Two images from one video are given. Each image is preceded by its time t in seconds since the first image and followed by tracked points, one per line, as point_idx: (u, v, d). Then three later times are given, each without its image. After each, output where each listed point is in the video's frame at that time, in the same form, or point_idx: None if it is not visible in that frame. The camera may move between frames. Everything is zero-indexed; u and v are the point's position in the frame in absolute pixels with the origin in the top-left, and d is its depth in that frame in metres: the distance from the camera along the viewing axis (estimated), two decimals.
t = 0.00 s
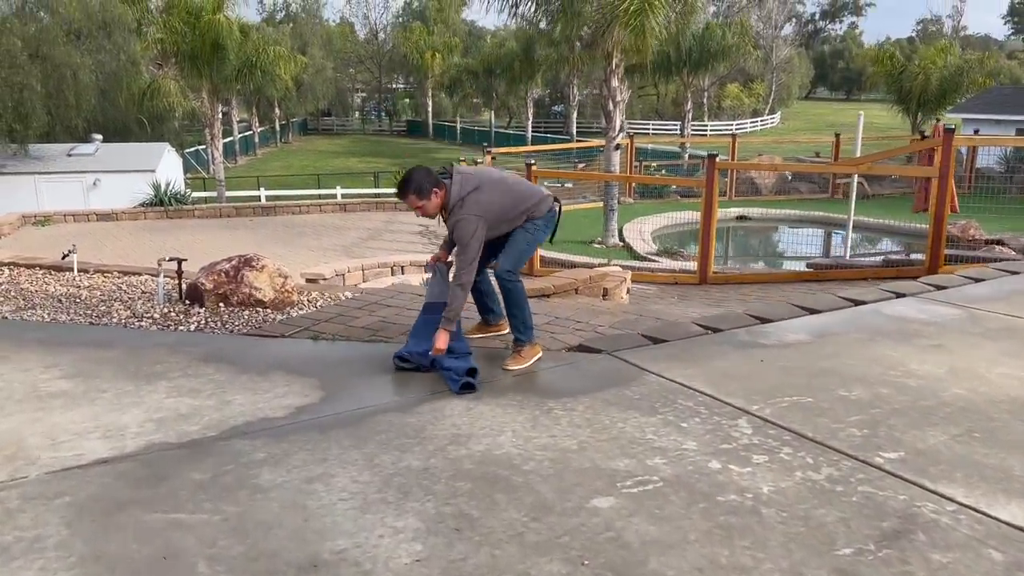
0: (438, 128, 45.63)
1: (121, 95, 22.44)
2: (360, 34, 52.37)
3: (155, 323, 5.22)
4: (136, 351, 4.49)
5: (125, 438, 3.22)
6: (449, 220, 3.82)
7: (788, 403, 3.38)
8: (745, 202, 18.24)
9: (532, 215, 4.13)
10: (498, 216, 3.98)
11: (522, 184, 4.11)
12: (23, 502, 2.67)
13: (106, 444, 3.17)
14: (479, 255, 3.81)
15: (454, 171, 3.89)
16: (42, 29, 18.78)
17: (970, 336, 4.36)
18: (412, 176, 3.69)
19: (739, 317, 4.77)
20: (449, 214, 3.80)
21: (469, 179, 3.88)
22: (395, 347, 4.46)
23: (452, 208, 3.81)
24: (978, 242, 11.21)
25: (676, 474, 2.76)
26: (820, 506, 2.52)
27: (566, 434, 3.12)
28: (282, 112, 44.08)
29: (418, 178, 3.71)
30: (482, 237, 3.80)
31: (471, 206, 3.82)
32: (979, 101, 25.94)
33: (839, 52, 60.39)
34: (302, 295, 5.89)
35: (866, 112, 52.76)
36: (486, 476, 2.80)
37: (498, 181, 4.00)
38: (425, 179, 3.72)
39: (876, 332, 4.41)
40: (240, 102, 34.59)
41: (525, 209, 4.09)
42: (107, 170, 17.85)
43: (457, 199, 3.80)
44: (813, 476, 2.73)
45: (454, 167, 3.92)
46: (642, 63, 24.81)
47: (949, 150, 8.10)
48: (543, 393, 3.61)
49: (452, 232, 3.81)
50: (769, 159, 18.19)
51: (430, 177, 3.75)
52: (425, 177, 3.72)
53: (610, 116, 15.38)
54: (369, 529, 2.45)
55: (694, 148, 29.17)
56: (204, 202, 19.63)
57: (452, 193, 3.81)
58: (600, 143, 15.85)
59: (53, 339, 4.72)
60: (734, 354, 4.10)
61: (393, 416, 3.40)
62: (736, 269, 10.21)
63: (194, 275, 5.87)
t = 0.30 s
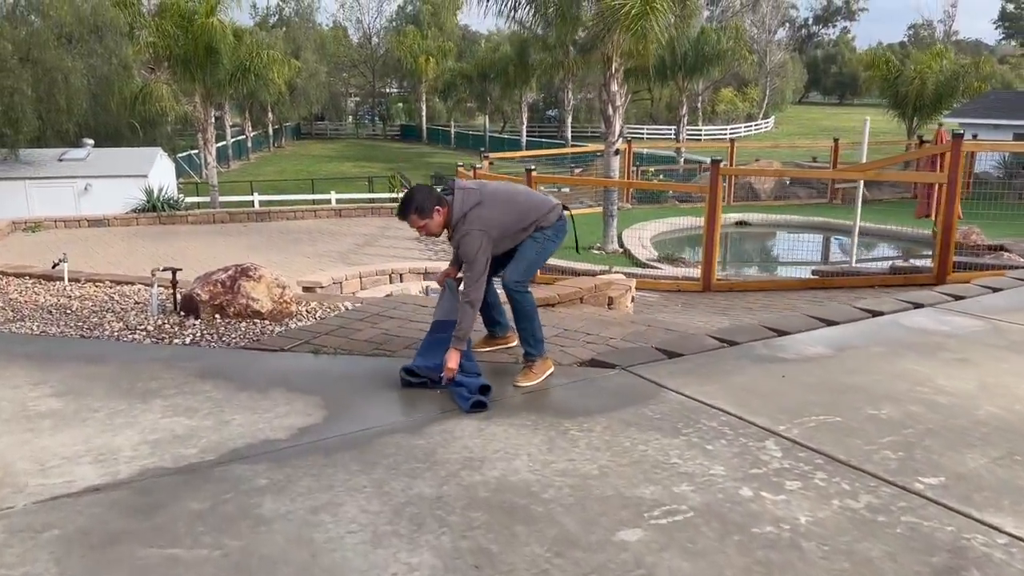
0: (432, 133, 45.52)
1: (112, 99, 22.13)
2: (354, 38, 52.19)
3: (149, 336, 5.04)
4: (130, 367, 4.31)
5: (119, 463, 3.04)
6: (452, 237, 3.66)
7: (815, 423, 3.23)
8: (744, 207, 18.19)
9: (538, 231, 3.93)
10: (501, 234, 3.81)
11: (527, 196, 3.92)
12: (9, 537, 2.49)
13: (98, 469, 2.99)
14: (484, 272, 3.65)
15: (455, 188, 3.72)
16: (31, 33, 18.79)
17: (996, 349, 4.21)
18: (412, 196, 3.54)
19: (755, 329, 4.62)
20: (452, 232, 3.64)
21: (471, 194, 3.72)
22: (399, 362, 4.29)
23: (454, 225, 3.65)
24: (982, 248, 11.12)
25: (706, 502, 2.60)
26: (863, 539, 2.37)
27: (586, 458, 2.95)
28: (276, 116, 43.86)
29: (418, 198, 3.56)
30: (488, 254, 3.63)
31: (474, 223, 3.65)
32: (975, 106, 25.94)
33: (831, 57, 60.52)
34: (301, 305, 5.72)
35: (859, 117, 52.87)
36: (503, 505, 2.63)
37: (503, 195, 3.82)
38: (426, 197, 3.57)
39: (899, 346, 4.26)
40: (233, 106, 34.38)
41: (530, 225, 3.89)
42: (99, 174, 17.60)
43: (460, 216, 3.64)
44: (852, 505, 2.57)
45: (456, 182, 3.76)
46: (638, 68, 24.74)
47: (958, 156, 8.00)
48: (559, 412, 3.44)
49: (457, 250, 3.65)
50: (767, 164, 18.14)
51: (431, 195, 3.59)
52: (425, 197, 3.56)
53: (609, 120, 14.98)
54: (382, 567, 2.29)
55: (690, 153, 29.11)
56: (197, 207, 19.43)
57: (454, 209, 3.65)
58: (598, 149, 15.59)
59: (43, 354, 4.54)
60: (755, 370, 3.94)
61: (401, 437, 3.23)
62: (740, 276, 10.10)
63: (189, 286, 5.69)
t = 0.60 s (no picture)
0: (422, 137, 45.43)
1: (99, 103, 21.83)
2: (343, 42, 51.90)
3: (135, 349, 4.83)
4: (114, 383, 4.10)
5: (102, 490, 2.84)
6: (462, 190, 3.53)
7: (842, 443, 3.06)
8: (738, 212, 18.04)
9: (552, 193, 3.78)
10: (515, 190, 3.66)
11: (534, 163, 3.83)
12: None
13: (80, 497, 2.79)
14: (505, 218, 3.49)
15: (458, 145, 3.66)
16: (14, 36, 18.51)
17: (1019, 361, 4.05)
18: (413, 145, 3.47)
19: (767, 340, 4.45)
20: (462, 179, 3.53)
21: (475, 147, 3.63)
22: (399, 376, 4.10)
23: (463, 175, 3.53)
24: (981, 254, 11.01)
25: (736, 533, 2.43)
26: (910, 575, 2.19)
27: (603, 484, 2.77)
28: (265, 121, 43.58)
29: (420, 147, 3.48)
30: (504, 196, 3.50)
31: (482, 169, 3.53)
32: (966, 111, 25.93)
33: (819, 61, 60.78)
34: (294, 316, 5.51)
35: (848, 122, 53.03)
36: (518, 537, 2.44)
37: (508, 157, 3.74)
38: (429, 147, 3.49)
39: (919, 358, 4.10)
40: (222, 111, 34.11)
41: (543, 189, 3.75)
42: (85, 179, 17.33)
43: (466, 166, 3.55)
44: (892, 535, 2.40)
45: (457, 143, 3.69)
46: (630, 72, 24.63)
47: (962, 161, 7.89)
48: (571, 433, 3.25)
49: (469, 200, 3.51)
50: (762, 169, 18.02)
51: (434, 146, 3.52)
52: (428, 146, 3.49)
53: (602, 125, 14.24)
54: None
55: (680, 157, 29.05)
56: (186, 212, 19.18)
57: (461, 159, 3.56)
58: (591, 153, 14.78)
59: (23, 370, 4.32)
60: (772, 385, 3.77)
61: (406, 459, 3.04)
62: (739, 281, 9.97)
63: (178, 296, 5.48)
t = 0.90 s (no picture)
0: (410, 143, 45.26)
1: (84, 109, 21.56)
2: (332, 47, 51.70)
3: (122, 366, 4.64)
4: (100, 403, 3.90)
5: (88, 524, 2.65)
6: (465, 150, 3.46)
7: (872, 467, 2.90)
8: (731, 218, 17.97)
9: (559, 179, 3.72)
10: (522, 164, 3.58)
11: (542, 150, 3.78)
12: None
13: (64, 532, 2.60)
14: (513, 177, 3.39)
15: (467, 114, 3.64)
16: (2, 41, 19.05)
17: None
18: (420, 99, 3.46)
19: (780, 355, 4.30)
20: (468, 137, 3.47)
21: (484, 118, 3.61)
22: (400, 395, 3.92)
23: (468, 135, 3.48)
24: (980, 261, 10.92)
25: (771, 571, 2.26)
26: None
27: (624, 515, 2.60)
28: (253, 126, 43.30)
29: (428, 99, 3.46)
30: (508, 155, 3.41)
31: (489, 132, 3.47)
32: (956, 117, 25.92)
33: (806, 67, 61.04)
34: (287, 329, 5.33)
35: (836, 127, 53.21)
36: None
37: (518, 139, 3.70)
38: (435, 104, 3.46)
39: (940, 373, 3.96)
40: (209, 116, 33.81)
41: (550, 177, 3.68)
42: (71, 186, 17.06)
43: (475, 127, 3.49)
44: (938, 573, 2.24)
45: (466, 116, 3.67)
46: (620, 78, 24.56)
47: (966, 170, 7.76)
48: (585, 457, 3.08)
49: (472, 157, 3.43)
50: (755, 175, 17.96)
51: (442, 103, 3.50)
52: (436, 100, 3.47)
53: (597, 131, 14.04)
54: None
55: (671, 162, 28.99)
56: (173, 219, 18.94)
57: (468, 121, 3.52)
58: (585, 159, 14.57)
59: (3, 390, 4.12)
60: (792, 403, 3.61)
61: (412, 487, 2.87)
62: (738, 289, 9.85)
63: (167, 309, 5.29)
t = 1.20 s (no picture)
0: (398, 148, 45.06)
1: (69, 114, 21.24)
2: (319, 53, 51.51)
3: (112, 382, 4.44)
4: (89, 422, 3.71)
5: (78, 558, 2.48)
6: (463, 139, 3.46)
7: (910, 489, 2.76)
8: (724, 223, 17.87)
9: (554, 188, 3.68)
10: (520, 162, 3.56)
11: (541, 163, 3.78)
12: None
13: (52, 569, 2.42)
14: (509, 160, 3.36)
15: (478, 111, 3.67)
16: None
17: None
18: (430, 87, 3.51)
19: (797, 367, 4.16)
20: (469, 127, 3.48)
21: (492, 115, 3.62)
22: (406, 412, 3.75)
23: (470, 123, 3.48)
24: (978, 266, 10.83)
25: None
26: None
27: (654, 545, 2.45)
28: (240, 132, 42.99)
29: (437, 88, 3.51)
30: (505, 146, 3.40)
31: (491, 123, 3.49)
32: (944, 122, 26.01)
33: (792, 72, 61.33)
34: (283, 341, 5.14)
35: (822, 132, 53.39)
36: None
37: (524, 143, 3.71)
38: (442, 92, 3.50)
39: (964, 386, 3.83)
40: (196, 121, 33.49)
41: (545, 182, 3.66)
42: (56, 193, 16.76)
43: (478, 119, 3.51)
44: None
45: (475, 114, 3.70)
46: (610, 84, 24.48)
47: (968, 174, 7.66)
48: (604, 479, 2.93)
49: (469, 145, 3.43)
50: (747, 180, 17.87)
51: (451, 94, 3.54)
52: (444, 89, 3.51)
53: (592, 137, 13.90)
54: None
55: (660, 167, 28.96)
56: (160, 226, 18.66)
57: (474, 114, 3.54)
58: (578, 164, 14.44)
59: None
60: (815, 419, 3.47)
61: (424, 515, 2.70)
62: (737, 295, 9.73)
63: (158, 321, 5.09)
